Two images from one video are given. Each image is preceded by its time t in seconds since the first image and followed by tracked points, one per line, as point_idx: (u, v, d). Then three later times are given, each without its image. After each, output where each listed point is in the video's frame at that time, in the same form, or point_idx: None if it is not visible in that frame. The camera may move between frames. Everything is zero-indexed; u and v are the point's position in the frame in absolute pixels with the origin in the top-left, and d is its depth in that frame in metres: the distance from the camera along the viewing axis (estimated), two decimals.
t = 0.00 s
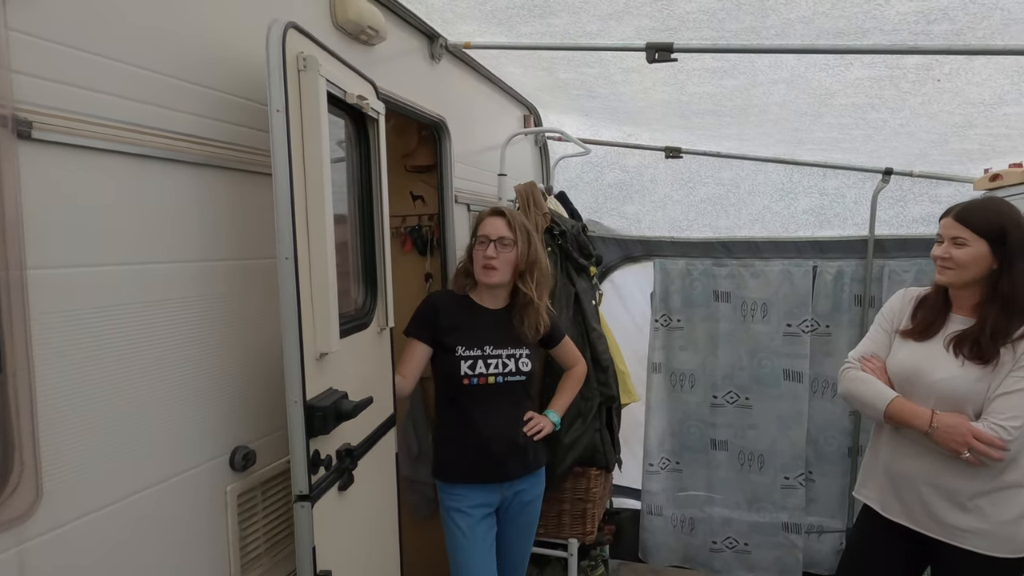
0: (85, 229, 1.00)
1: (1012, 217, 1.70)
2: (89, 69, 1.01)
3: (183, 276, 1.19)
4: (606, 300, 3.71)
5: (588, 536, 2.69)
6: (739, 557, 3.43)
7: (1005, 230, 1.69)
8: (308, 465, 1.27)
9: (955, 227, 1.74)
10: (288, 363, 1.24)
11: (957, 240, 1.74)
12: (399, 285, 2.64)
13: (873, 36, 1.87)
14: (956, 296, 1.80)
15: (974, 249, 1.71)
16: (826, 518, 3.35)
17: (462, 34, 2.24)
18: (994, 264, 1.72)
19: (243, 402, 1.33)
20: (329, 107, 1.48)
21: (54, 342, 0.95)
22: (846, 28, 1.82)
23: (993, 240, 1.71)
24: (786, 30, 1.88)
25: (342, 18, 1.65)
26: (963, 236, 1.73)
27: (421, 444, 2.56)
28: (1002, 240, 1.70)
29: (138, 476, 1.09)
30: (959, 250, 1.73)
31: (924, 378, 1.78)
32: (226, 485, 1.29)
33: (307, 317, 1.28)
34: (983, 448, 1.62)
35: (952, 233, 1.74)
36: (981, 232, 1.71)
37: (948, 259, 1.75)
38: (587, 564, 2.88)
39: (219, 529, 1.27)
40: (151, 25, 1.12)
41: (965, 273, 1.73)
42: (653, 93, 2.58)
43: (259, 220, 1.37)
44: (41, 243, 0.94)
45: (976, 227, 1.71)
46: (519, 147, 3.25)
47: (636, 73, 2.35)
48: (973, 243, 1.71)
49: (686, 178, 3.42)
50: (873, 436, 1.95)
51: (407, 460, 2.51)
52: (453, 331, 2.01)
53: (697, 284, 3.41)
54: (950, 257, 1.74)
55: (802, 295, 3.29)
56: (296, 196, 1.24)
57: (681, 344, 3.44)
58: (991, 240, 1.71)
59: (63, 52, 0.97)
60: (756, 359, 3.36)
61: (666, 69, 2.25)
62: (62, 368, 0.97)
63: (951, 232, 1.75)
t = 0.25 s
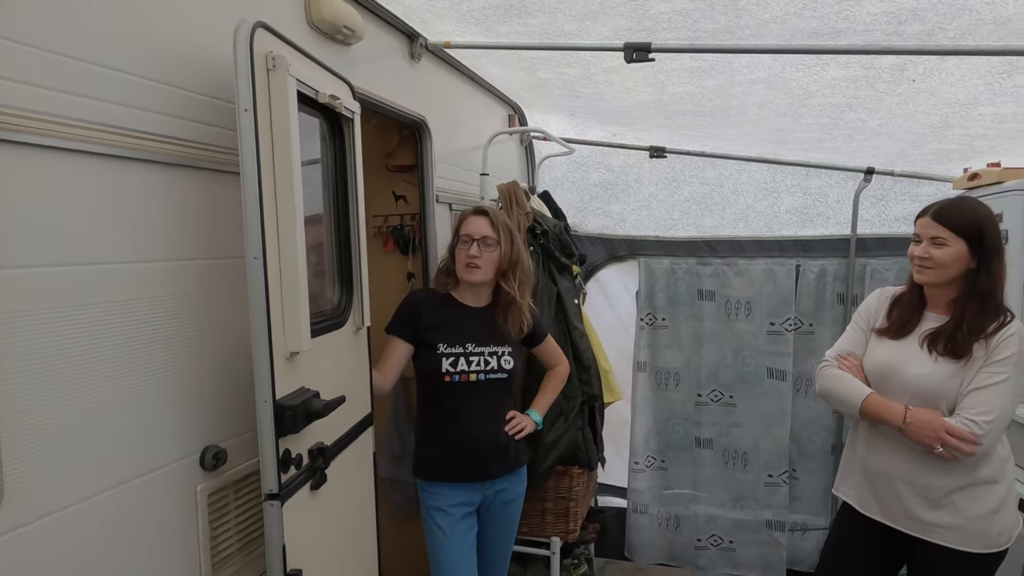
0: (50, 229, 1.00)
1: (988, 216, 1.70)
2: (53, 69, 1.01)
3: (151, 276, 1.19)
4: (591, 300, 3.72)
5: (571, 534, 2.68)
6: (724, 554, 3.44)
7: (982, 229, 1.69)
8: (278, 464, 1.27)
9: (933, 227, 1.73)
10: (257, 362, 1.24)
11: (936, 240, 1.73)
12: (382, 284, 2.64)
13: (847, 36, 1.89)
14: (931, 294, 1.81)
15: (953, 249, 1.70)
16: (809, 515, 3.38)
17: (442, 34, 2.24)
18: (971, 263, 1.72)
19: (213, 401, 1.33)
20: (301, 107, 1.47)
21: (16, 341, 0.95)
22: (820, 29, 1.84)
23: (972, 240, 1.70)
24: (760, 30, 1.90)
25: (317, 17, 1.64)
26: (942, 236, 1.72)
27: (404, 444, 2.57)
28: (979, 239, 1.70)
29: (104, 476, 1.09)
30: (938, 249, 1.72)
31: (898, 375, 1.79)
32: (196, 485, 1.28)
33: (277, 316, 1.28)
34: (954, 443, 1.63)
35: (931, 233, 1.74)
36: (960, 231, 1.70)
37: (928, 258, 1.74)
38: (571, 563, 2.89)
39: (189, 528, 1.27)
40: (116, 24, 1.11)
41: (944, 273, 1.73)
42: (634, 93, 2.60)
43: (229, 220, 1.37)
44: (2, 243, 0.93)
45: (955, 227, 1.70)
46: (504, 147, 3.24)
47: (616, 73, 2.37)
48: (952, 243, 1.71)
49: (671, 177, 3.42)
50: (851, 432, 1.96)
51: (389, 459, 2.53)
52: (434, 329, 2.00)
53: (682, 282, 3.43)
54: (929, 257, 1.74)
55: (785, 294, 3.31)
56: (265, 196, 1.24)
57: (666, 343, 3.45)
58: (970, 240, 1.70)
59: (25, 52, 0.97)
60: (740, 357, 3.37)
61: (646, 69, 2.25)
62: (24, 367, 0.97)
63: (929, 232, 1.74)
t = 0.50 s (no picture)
0: (25, 223, 1.01)
1: (959, 213, 1.72)
2: (27, 65, 1.02)
3: (126, 271, 1.20)
4: (578, 298, 3.71)
5: (555, 530, 2.70)
6: (710, 550, 3.46)
7: (953, 226, 1.72)
8: (253, 457, 1.29)
9: (906, 224, 1.76)
10: (232, 356, 1.26)
11: (909, 237, 1.76)
12: (366, 282, 2.65)
13: (820, 36, 1.93)
14: (905, 290, 1.84)
15: (925, 245, 1.73)
16: (793, 510, 3.41)
17: (425, 33, 2.26)
18: (943, 259, 1.75)
19: (188, 396, 1.34)
20: (278, 104, 1.49)
21: None
22: (793, 28, 1.88)
23: (944, 237, 1.73)
24: (735, 30, 1.94)
25: (296, 16, 1.65)
26: (915, 233, 1.75)
27: (388, 439, 2.59)
28: (950, 236, 1.73)
29: (79, 469, 1.10)
30: (910, 246, 1.75)
31: (872, 368, 1.82)
32: (172, 478, 1.30)
33: (252, 310, 1.30)
34: (923, 433, 1.66)
35: (904, 230, 1.76)
36: (931, 228, 1.73)
37: (901, 255, 1.77)
38: (555, 558, 2.91)
39: (165, 521, 1.28)
40: (88, 21, 1.12)
41: (917, 269, 1.76)
42: (616, 91, 2.65)
43: (204, 216, 1.38)
44: None
45: (927, 223, 1.73)
46: (490, 146, 3.25)
47: (598, 71, 2.43)
48: (923, 240, 1.74)
49: (656, 175, 3.44)
50: (828, 430, 1.98)
51: (374, 455, 2.56)
52: (417, 324, 2.00)
53: (667, 281, 3.46)
54: (901, 254, 1.77)
55: (769, 291, 3.34)
56: (239, 192, 1.26)
57: (652, 340, 3.48)
58: (942, 237, 1.73)
59: None
60: (725, 354, 3.40)
61: (627, 68, 2.34)
62: None
63: (902, 228, 1.77)
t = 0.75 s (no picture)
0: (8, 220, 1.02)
1: (938, 211, 1.76)
2: (12, 64, 1.03)
3: (110, 268, 1.20)
4: (569, 295, 3.73)
5: (545, 527, 2.70)
6: (700, 547, 3.48)
7: (934, 223, 1.75)
8: (238, 452, 1.30)
9: (890, 219, 1.78)
10: (216, 352, 1.27)
11: (892, 232, 1.78)
12: (356, 280, 2.66)
13: (804, 35, 1.95)
14: (885, 286, 1.86)
15: (909, 241, 1.76)
16: (783, 507, 3.43)
17: (413, 32, 2.27)
18: (924, 255, 1.78)
19: (172, 393, 1.35)
20: (264, 103, 1.50)
21: None
22: (776, 27, 1.90)
23: (926, 232, 1.76)
24: (720, 29, 1.96)
25: (282, 14, 1.66)
26: (899, 229, 1.77)
27: (378, 438, 2.60)
28: (931, 233, 1.76)
29: (63, 463, 1.11)
30: (895, 240, 1.77)
31: (853, 362, 1.84)
32: (157, 474, 1.31)
33: (236, 307, 1.31)
34: (902, 426, 1.68)
35: (888, 226, 1.78)
36: (914, 224, 1.75)
37: (885, 250, 1.79)
38: (545, 555, 2.92)
39: (151, 516, 1.29)
40: (71, 19, 1.13)
41: (901, 264, 1.78)
42: (604, 91, 2.67)
43: (189, 214, 1.39)
44: None
45: (910, 219, 1.76)
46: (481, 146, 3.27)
47: (586, 70, 2.46)
48: (908, 235, 1.76)
49: (646, 174, 3.46)
50: (811, 423, 2.00)
51: (364, 453, 2.57)
52: (406, 320, 2.01)
53: (658, 279, 3.47)
54: (886, 249, 1.79)
55: (758, 290, 3.36)
56: (223, 189, 1.27)
57: (642, 338, 3.50)
58: (924, 232, 1.76)
59: None
60: (715, 352, 3.42)
61: (615, 67, 2.36)
62: None
63: (885, 224, 1.79)
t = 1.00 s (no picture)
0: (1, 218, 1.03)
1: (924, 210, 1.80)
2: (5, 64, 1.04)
3: (103, 266, 1.21)
4: (562, 293, 3.76)
5: (538, 524, 2.72)
6: (694, 544, 3.50)
7: (922, 221, 1.78)
8: (230, 449, 1.31)
9: (882, 215, 1.79)
10: (208, 350, 1.27)
11: (885, 228, 1.79)
12: (350, 279, 2.67)
13: (793, 35, 1.96)
14: (870, 284, 1.88)
15: (902, 237, 1.77)
16: (776, 505, 3.45)
17: (406, 32, 2.28)
18: (911, 253, 1.80)
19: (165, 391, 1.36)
20: (255, 102, 1.50)
21: None
22: (765, 27, 1.91)
23: (914, 229, 1.79)
24: (709, 29, 1.97)
25: (275, 15, 1.67)
26: (892, 225, 1.78)
27: (372, 437, 2.61)
28: (919, 231, 1.79)
29: (56, 460, 1.12)
30: (889, 236, 1.78)
31: (839, 360, 1.86)
32: (150, 471, 1.31)
33: (228, 305, 1.32)
34: (885, 424, 1.70)
35: (880, 222, 1.80)
36: (905, 221, 1.78)
37: (879, 245, 1.80)
38: (539, 553, 2.94)
39: (144, 513, 1.30)
40: (62, 19, 1.13)
41: (893, 260, 1.79)
42: (597, 90, 2.69)
43: (181, 213, 1.39)
44: None
45: (902, 215, 1.78)
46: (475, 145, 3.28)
47: (578, 70, 2.47)
48: (900, 231, 1.77)
49: (639, 174, 3.45)
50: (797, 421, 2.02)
51: (358, 452, 2.59)
52: (399, 319, 2.01)
53: (651, 278, 3.49)
54: (879, 245, 1.79)
55: (751, 288, 3.38)
56: (215, 188, 1.27)
57: (636, 337, 3.51)
58: (913, 228, 1.78)
59: None
60: (709, 350, 3.44)
61: (607, 67, 2.38)
62: None
63: (878, 220, 1.80)
